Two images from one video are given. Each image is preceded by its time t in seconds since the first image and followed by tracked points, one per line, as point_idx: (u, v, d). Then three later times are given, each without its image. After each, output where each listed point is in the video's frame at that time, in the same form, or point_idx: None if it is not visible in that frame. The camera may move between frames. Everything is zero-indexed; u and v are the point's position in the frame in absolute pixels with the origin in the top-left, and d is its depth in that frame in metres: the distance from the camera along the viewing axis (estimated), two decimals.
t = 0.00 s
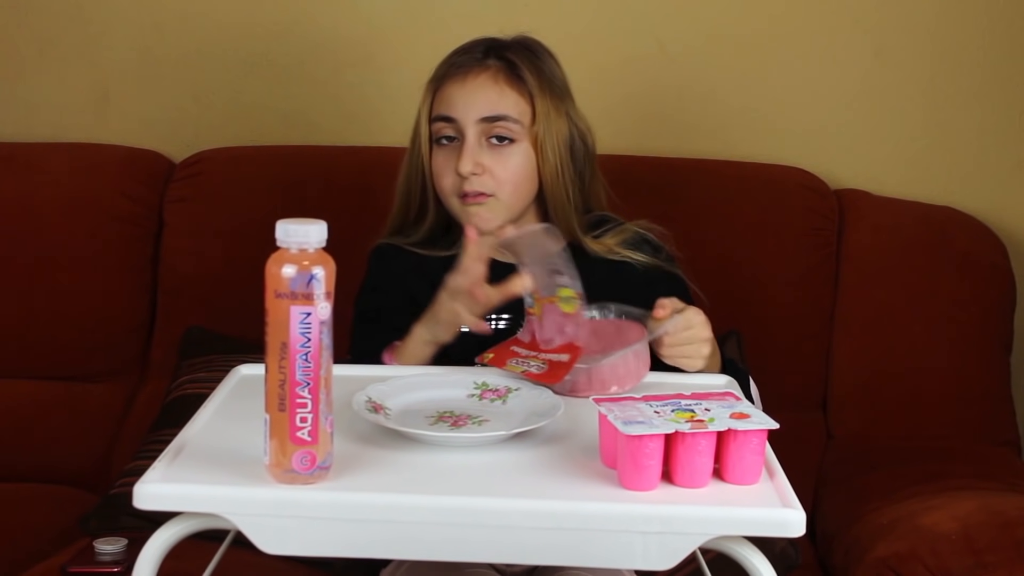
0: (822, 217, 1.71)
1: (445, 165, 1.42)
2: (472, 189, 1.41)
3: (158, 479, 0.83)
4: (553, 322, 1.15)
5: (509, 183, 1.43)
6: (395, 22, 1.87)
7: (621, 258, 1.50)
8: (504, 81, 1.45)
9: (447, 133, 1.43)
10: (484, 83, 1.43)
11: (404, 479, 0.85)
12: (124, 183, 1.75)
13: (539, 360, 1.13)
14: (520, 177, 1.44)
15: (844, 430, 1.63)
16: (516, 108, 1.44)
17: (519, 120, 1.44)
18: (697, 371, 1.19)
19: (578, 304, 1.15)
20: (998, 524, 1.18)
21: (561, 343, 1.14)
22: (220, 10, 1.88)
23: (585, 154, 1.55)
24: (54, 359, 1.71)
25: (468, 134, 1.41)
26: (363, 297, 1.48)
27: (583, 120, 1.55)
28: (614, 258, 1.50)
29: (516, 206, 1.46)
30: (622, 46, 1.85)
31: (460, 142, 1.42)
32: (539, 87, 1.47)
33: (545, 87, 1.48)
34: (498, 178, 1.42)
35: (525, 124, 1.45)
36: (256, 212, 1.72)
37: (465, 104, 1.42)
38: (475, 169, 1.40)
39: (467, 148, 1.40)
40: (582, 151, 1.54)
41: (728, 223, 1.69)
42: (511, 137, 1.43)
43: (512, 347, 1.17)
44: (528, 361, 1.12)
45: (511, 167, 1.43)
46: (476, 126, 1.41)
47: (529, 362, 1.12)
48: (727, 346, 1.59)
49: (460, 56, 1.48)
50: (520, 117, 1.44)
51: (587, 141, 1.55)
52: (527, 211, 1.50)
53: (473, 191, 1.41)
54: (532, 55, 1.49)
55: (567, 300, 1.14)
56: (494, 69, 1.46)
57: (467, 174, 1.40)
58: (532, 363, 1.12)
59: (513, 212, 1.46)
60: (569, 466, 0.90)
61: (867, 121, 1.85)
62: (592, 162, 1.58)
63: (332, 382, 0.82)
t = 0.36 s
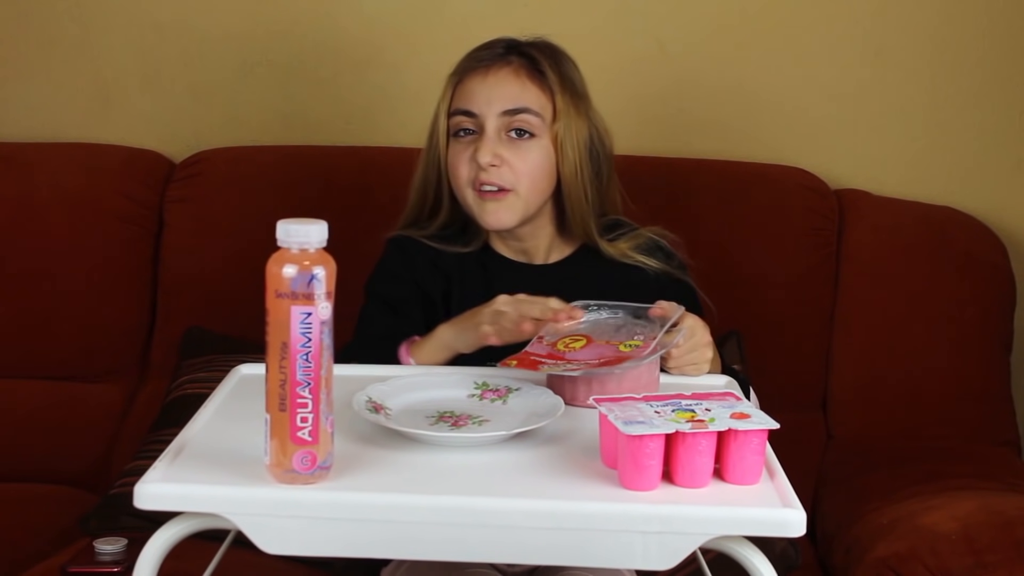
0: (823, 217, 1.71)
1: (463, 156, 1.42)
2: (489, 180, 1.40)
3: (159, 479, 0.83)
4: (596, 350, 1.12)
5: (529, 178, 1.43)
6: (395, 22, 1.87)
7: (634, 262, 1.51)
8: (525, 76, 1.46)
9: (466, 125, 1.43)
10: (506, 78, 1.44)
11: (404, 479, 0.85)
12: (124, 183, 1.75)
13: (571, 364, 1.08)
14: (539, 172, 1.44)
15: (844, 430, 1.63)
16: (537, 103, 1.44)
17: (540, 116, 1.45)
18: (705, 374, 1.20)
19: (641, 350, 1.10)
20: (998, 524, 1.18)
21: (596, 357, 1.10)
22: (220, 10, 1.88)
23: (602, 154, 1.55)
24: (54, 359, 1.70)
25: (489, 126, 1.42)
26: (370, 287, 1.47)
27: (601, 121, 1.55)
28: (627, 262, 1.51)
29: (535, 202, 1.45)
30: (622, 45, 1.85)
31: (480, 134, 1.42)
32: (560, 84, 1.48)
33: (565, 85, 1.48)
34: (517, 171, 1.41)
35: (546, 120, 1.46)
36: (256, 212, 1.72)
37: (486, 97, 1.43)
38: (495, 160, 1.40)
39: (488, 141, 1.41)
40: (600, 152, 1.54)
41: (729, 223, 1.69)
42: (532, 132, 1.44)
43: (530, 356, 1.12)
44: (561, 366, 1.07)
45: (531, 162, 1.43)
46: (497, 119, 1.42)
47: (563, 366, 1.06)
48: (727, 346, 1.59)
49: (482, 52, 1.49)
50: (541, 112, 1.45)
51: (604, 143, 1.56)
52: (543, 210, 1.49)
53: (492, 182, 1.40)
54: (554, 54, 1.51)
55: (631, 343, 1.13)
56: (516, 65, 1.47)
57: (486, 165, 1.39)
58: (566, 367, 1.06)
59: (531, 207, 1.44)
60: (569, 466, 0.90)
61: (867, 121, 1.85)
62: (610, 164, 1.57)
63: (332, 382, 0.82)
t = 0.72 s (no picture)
0: (823, 216, 1.71)
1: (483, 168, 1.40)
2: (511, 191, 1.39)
3: (159, 479, 0.83)
4: (598, 331, 1.06)
5: (549, 187, 1.42)
6: (394, 22, 1.87)
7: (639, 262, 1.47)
8: (541, 83, 1.45)
9: (486, 135, 1.40)
10: (525, 86, 1.42)
11: (403, 479, 0.85)
12: (124, 183, 1.75)
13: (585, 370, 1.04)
14: (557, 181, 1.43)
15: (844, 430, 1.63)
16: (556, 111, 1.44)
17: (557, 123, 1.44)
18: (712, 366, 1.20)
19: (647, 326, 1.07)
20: (998, 524, 1.18)
21: (606, 354, 1.06)
22: (219, 10, 1.88)
23: (611, 157, 1.56)
24: (54, 359, 1.70)
25: (508, 137, 1.39)
26: (369, 267, 1.46)
27: (609, 122, 1.56)
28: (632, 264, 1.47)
29: (550, 208, 1.45)
30: (622, 46, 1.85)
31: (501, 145, 1.39)
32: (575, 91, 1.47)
33: (578, 91, 1.48)
34: (538, 181, 1.41)
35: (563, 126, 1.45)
36: (256, 212, 1.72)
37: (506, 107, 1.40)
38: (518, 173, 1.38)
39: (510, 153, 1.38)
40: (609, 155, 1.55)
41: (730, 223, 1.69)
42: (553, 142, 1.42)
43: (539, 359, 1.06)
44: (578, 372, 1.04)
45: (552, 171, 1.42)
46: (519, 131, 1.40)
47: (580, 373, 1.04)
48: (727, 346, 1.59)
49: (494, 58, 1.47)
50: (559, 121, 1.44)
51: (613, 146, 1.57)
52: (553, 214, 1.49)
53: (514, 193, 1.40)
54: (565, 57, 1.50)
55: (634, 320, 1.06)
56: (532, 70, 1.45)
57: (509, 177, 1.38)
58: (583, 373, 1.04)
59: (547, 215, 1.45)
60: (569, 466, 0.90)
61: (866, 121, 1.85)
62: (617, 168, 1.59)
63: (332, 382, 0.82)
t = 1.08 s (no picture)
0: (823, 217, 1.71)
1: (486, 176, 1.40)
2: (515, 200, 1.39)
3: (160, 479, 0.83)
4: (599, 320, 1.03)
5: (551, 194, 1.43)
6: (394, 22, 1.87)
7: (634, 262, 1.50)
8: (542, 91, 1.45)
9: (488, 144, 1.40)
10: (527, 95, 1.43)
11: (405, 479, 0.85)
12: (124, 183, 1.75)
13: (585, 359, 1.03)
14: (559, 188, 1.44)
15: (845, 430, 1.63)
16: (557, 120, 1.44)
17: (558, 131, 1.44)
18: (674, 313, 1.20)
19: (640, 314, 1.01)
20: (998, 524, 1.18)
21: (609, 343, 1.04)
22: (219, 10, 1.88)
23: (609, 159, 1.56)
24: (54, 359, 1.70)
25: (511, 146, 1.39)
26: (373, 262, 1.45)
27: (608, 125, 1.56)
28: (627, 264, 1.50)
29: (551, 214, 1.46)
30: (623, 46, 1.85)
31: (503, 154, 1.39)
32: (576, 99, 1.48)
33: (579, 98, 1.48)
34: (541, 190, 1.41)
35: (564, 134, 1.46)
36: (256, 212, 1.72)
37: (509, 116, 1.40)
38: (521, 182, 1.38)
39: (513, 161, 1.38)
40: (607, 158, 1.56)
41: (729, 224, 1.69)
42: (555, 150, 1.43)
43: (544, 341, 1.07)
44: (576, 359, 1.03)
45: (554, 179, 1.43)
46: (522, 140, 1.40)
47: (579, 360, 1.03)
48: (727, 346, 1.59)
49: (494, 65, 1.46)
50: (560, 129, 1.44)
51: (612, 147, 1.57)
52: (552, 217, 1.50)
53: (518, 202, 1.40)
54: (564, 64, 1.50)
55: (624, 308, 1.01)
56: (532, 78, 1.45)
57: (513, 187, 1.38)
58: (581, 361, 1.03)
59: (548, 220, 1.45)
60: (570, 466, 0.90)
61: (866, 121, 1.85)
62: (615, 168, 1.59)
63: (334, 382, 0.82)
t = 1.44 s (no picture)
0: (823, 217, 1.71)
1: (478, 182, 1.39)
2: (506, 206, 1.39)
3: (160, 479, 0.83)
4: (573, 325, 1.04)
5: (542, 198, 1.43)
6: (394, 22, 1.87)
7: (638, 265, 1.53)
8: (532, 95, 1.44)
9: (478, 150, 1.39)
10: (516, 99, 1.42)
11: (404, 479, 0.85)
12: (124, 183, 1.75)
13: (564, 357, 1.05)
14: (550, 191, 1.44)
15: (845, 430, 1.63)
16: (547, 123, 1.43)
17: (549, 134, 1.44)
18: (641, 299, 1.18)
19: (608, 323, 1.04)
20: (998, 524, 1.18)
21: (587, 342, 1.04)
22: (220, 10, 1.88)
23: (605, 158, 1.56)
24: (54, 359, 1.71)
25: (500, 151, 1.39)
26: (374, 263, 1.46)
27: (602, 124, 1.55)
28: (631, 267, 1.53)
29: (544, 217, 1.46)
30: (622, 46, 1.85)
31: (493, 160, 1.39)
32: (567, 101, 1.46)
33: (570, 100, 1.47)
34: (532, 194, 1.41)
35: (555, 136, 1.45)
36: (256, 212, 1.72)
37: (498, 121, 1.39)
38: (511, 188, 1.38)
39: (503, 168, 1.38)
40: (602, 157, 1.55)
41: (729, 224, 1.69)
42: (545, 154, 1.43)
43: (528, 339, 1.08)
44: (553, 359, 1.05)
45: (545, 183, 1.43)
46: (511, 145, 1.39)
47: (556, 360, 1.05)
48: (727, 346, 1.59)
49: (484, 71, 1.45)
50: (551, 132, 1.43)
51: (607, 145, 1.57)
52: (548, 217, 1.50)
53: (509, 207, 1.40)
54: (554, 65, 1.48)
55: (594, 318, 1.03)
56: (522, 82, 1.44)
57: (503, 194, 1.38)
58: (558, 361, 1.04)
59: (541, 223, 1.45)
60: (570, 466, 0.90)
61: (866, 121, 1.85)
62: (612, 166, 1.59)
63: (333, 382, 0.82)
